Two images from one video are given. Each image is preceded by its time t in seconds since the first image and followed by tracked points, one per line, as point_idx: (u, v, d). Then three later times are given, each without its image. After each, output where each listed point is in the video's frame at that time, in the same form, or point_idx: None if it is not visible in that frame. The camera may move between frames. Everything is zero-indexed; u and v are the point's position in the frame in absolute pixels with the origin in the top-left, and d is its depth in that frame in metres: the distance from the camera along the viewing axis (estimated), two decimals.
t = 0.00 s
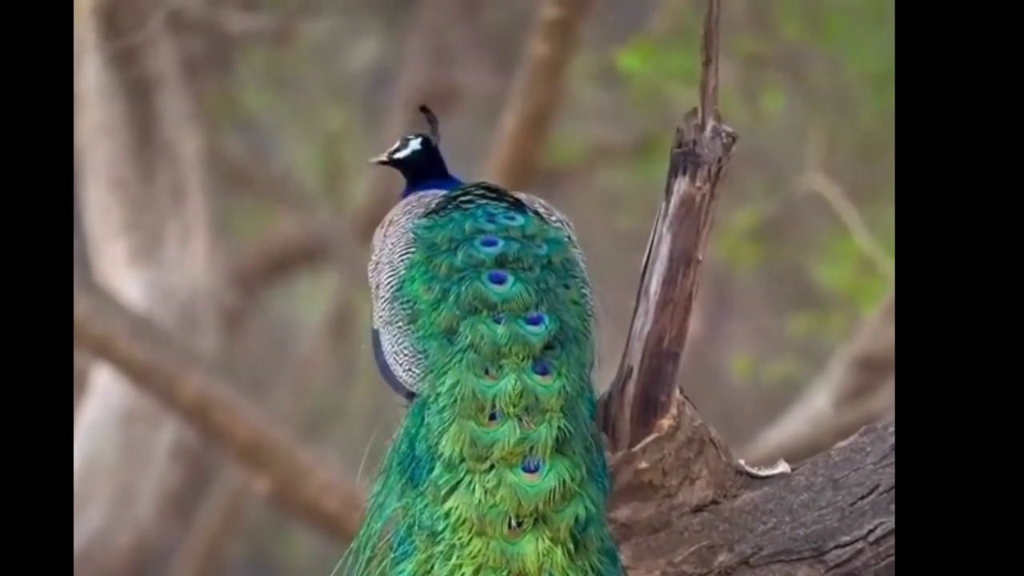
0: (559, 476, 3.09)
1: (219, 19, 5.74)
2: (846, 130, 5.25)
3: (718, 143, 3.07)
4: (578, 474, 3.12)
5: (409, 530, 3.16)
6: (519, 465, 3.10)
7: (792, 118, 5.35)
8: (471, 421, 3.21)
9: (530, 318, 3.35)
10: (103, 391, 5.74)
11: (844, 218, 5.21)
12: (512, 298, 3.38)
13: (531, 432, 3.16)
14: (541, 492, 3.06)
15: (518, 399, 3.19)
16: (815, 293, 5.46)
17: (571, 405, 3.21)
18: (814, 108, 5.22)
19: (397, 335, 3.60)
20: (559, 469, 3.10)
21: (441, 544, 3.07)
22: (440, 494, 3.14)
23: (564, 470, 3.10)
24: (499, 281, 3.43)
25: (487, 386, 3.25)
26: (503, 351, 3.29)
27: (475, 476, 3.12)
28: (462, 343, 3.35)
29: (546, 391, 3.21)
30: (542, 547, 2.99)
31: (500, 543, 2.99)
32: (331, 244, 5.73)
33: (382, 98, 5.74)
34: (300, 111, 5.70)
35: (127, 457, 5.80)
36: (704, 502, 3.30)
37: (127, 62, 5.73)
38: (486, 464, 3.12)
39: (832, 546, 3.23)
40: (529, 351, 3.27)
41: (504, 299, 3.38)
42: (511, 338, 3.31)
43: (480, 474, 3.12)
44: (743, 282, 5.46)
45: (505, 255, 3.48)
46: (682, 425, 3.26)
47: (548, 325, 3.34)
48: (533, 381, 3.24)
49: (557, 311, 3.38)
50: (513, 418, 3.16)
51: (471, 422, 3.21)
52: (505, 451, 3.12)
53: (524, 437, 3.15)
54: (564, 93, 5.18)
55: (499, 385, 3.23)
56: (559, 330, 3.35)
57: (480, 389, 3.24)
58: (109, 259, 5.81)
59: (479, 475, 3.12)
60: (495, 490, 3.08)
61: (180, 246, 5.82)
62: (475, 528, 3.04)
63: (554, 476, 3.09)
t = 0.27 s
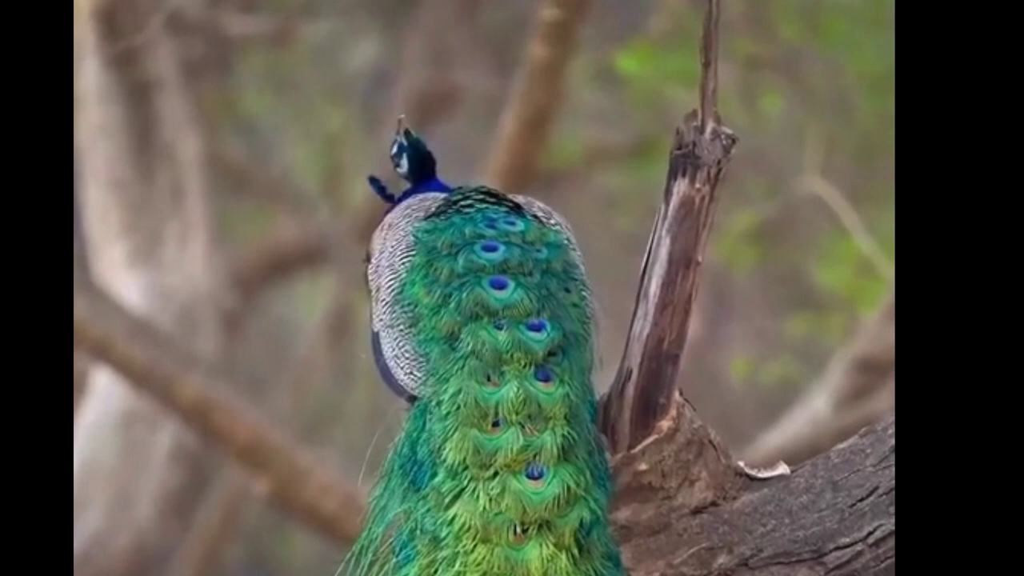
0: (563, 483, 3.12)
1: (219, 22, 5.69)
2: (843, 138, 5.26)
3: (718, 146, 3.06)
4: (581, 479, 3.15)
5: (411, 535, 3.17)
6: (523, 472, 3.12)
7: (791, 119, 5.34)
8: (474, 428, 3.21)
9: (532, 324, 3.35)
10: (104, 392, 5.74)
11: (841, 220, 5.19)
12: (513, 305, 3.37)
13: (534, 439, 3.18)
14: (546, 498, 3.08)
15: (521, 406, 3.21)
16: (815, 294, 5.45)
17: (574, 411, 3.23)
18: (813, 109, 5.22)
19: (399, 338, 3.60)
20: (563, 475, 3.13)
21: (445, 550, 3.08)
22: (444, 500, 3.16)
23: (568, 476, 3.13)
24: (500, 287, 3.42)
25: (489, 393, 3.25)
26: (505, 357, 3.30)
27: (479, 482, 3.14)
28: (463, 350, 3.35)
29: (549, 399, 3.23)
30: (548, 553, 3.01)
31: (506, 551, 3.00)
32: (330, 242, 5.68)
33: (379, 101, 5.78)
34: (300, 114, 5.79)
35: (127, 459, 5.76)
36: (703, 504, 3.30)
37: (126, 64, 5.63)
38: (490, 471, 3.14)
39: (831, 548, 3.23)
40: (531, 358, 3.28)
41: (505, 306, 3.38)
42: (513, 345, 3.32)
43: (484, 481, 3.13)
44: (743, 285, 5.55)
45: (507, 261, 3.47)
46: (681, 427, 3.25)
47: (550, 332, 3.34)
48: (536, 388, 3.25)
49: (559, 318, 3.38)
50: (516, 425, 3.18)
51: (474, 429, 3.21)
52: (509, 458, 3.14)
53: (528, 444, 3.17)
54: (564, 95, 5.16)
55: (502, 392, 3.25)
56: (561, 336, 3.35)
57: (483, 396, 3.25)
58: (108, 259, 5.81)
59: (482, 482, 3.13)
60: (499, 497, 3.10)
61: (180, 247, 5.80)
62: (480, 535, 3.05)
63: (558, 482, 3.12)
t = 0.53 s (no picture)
0: (566, 491, 3.10)
1: (220, 23, 5.72)
2: (843, 141, 5.28)
3: (718, 148, 3.06)
4: (585, 488, 3.12)
5: (416, 540, 3.16)
6: (526, 480, 3.11)
7: (792, 122, 5.35)
8: (477, 435, 3.22)
9: (535, 333, 3.36)
10: (105, 394, 5.72)
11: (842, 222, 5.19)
12: (517, 312, 3.39)
13: (538, 448, 3.17)
14: (550, 506, 3.06)
15: (524, 414, 3.21)
16: (816, 297, 5.46)
17: (578, 420, 3.23)
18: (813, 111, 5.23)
19: (404, 344, 3.60)
20: (567, 484, 3.11)
21: (448, 556, 3.07)
22: (448, 506, 3.15)
23: (572, 485, 3.11)
24: (504, 294, 3.44)
25: (493, 401, 3.26)
26: (508, 365, 3.31)
27: (483, 489, 3.13)
28: (468, 357, 3.36)
29: (552, 407, 3.23)
30: (551, 561, 2.98)
31: (509, 558, 2.98)
32: (331, 244, 5.65)
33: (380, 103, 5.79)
34: (300, 115, 5.75)
35: (127, 461, 5.79)
36: (703, 506, 3.30)
37: (126, 66, 5.69)
38: (494, 478, 3.13)
39: (831, 550, 3.23)
40: (534, 366, 3.29)
41: (509, 314, 3.40)
42: (516, 353, 3.33)
43: (487, 488, 3.12)
44: (744, 288, 5.54)
45: (511, 269, 3.48)
46: (681, 430, 3.26)
47: (553, 340, 3.36)
48: (540, 397, 3.26)
49: (562, 327, 3.39)
50: (520, 433, 3.18)
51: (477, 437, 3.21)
52: (513, 466, 3.13)
53: (531, 452, 3.16)
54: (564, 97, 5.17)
55: (505, 399, 3.25)
56: (564, 345, 3.37)
57: (486, 403, 3.26)
58: (108, 261, 5.79)
59: (486, 489, 3.12)
60: (503, 504, 3.08)
61: (180, 248, 5.81)
62: (483, 541, 3.03)
63: (562, 491, 3.09)
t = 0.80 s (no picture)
0: (575, 504, 3.05)
1: (220, 27, 5.73)
2: (843, 142, 5.30)
3: (719, 151, 3.07)
4: (594, 502, 3.07)
5: (423, 551, 3.12)
6: (536, 493, 3.05)
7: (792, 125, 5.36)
8: (488, 448, 3.16)
9: (545, 347, 3.30)
10: (104, 397, 5.72)
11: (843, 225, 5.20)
12: (529, 326, 3.33)
13: (548, 461, 3.11)
14: (558, 519, 3.01)
15: (535, 428, 3.15)
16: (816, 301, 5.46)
17: (589, 434, 3.17)
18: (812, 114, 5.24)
19: (407, 348, 3.59)
20: (577, 496, 3.06)
21: (455, 566, 3.03)
22: (456, 516, 3.10)
23: (581, 497, 3.05)
24: (516, 308, 3.38)
25: (504, 415, 3.19)
26: (520, 379, 3.24)
27: (492, 501, 3.07)
28: (479, 370, 3.30)
29: (563, 420, 3.16)
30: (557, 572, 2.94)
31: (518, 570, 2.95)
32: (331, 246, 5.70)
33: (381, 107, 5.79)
34: (300, 118, 5.76)
35: (128, 464, 5.80)
36: (704, 509, 3.30)
37: (127, 70, 5.70)
38: (504, 491, 3.07)
39: (832, 553, 3.24)
40: (545, 381, 3.22)
41: (521, 327, 3.34)
42: (528, 367, 3.26)
43: (496, 499, 3.07)
44: (744, 287, 5.49)
45: (520, 282, 3.45)
46: (681, 432, 3.26)
47: (565, 354, 3.29)
48: (551, 410, 3.19)
49: (571, 339, 3.33)
50: (530, 447, 3.12)
51: (488, 450, 3.15)
52: (522, 479, 3.07)
53: (541, 465, 3.10)
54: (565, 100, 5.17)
55: (518, 414, 3.18)
56: (574, 358, 3.30)
57: (498, 417, 3.19)
58: (108, 266, 5.77)
59: (495, 501, 3.07)
60: (511, 515, 3.03)
61: (180, 252, 5.82)
62: (490, 551, 3.00)
63: (570, 503, 3.04)
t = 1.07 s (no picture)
0: (596, 519, 3.05)
1: (220, 29, 5.72)
2: (843, 145, 5.28)
3: (719, 154, 3.07)
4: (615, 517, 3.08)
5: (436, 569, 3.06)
6: (556, 511, 3.03)
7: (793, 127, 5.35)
8: (505, 465, 3.11)
9: (559, 357, 3.31)
10: (103, 401, 5.73)
11: (842, 228, 5.19)
12: (539, 337, 3.33)
13: (565, 476, 3.11)
14: (580, 537, 2.99)
15: (552, 443, 3.13)
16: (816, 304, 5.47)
17: (604, 446, 3.19)
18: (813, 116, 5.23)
19: (404, 353, 3.55)
20: (596, 511, 3.05)
21: None
22: (472, 536, 3.04)
23: (601, 513, 3.06)
24: (521, 317, 3.38)
25: (519, 430, 3.16)
26: (534, 392, 3.22)
27: (512, 520, 3.02)
28: (488, 384, 3.24)
29: (580, 434, 3.17)
30: None
31: None
32: (331, 247, 5.68)
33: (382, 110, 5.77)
34: (300, 119, 5.75)
35: (127, 467, 5.80)
36: (704, 512, 3.29)
37: (126, 72, 5.71)
38: (524, 509, 3.03)
39: (831, 556, 3.24)
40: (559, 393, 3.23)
41: (531, 338, 3.33)
42: (541, 380, 3.25)
43: (514, 518, 3.02)
44: (743, 290, 5.51)
45: (526, 292, 3.44)
46: (681, 435, 3.24)
47: (575, 365, 3.31)
48: (565, 422, 3.20)
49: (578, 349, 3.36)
50: (548, 462, 3.10)
51: (505, 467, 3.10)
52: (542, 497, 3.05)
53: (559, 480, 3.09)
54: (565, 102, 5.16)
55: (533, 429, 3.16)
56: (582, 369, 3.32)
57: (513, 432, 3.15)
58: (108, 268, 5.79)
59: (515, 520, 3.02)
60: (532, 534, 2.99)
61: (181, 254, 5.86)
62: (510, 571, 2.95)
63: (590, 519, 3.04)
